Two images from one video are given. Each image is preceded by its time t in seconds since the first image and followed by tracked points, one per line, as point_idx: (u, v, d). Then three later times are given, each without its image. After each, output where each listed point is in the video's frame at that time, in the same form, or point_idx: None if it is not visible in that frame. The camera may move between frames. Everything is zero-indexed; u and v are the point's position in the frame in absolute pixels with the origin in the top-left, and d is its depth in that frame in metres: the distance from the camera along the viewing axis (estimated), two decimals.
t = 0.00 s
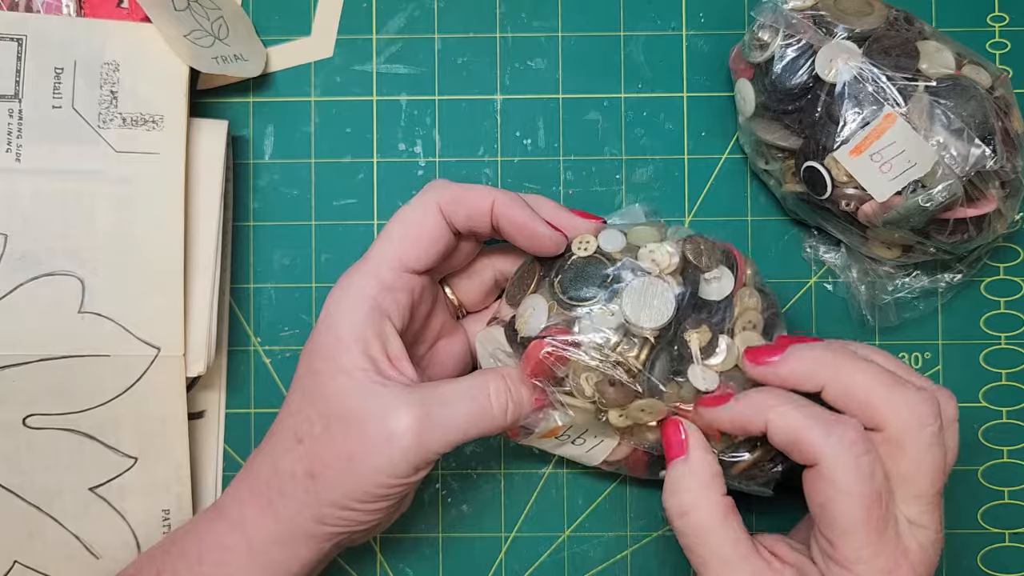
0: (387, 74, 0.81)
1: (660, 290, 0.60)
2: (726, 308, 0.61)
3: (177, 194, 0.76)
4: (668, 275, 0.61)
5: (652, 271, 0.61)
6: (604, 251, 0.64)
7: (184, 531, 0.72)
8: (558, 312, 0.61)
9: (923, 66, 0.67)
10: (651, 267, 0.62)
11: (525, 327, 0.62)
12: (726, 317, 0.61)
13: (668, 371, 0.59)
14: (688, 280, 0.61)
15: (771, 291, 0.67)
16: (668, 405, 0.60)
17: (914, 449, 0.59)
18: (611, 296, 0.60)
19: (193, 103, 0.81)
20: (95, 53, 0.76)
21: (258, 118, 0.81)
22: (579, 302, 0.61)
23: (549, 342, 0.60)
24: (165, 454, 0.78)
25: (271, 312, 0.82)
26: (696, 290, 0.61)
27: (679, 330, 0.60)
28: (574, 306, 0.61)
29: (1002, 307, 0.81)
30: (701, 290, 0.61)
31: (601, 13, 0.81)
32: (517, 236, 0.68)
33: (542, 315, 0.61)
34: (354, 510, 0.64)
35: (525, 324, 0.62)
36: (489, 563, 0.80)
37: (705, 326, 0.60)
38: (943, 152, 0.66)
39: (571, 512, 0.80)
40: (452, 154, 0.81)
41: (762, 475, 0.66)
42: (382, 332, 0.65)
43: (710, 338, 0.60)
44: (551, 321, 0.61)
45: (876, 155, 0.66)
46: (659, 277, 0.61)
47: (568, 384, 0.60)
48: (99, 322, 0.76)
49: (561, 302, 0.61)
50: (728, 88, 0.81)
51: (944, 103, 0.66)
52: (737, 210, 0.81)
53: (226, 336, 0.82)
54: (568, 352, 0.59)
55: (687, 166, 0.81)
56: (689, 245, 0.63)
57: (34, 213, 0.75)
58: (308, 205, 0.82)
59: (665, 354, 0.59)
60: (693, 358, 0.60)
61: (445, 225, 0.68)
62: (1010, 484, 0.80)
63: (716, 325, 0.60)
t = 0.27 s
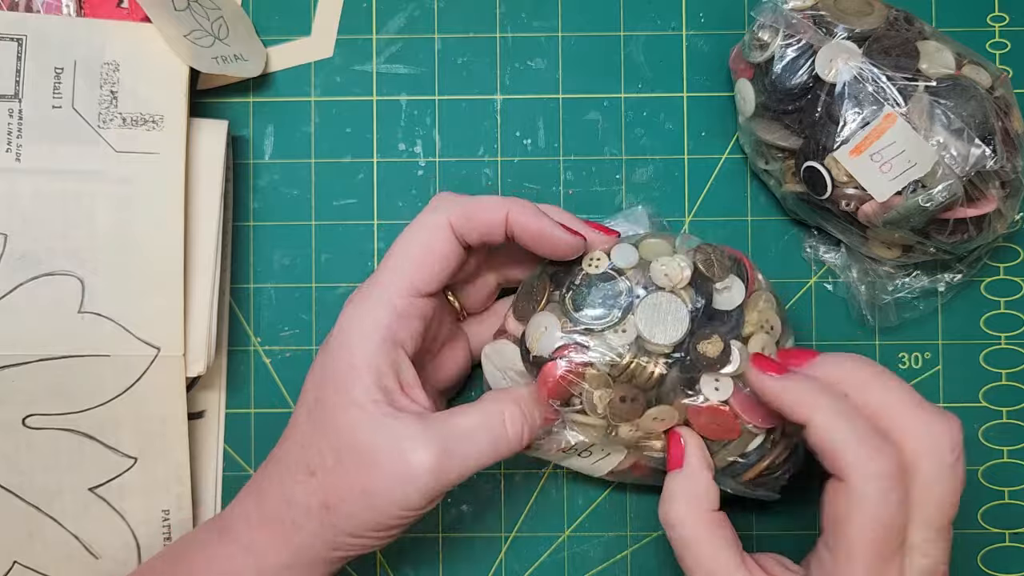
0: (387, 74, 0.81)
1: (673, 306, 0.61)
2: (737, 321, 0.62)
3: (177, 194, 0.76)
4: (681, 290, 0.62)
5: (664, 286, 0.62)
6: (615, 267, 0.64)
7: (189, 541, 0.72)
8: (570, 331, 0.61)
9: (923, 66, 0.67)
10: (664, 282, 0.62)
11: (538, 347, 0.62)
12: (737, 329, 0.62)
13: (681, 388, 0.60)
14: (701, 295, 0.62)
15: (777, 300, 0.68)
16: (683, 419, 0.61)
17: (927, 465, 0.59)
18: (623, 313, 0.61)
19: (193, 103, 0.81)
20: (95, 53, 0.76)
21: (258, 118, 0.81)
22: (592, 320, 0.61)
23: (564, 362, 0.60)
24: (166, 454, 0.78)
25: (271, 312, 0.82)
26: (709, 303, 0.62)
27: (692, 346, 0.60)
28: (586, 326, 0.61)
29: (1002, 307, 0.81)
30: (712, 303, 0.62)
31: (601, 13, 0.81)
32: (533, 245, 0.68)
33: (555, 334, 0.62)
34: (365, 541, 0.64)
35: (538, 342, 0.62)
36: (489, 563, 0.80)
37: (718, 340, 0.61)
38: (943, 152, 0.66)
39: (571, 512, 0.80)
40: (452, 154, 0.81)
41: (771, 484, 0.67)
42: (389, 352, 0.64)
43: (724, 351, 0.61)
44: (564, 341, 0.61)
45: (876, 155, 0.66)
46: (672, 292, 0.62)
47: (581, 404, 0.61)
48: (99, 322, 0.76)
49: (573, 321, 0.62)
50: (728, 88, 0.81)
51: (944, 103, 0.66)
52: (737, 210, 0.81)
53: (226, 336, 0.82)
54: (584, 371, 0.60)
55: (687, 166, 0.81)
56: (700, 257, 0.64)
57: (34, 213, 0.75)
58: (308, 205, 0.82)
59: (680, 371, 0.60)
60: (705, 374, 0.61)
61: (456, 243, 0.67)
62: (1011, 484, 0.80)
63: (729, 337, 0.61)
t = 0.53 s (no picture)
0: (387, 74, 0.81)
1: (694, 318, 0.61)
2: (749, 328, 0.63)
3: (177, 194, 0.76)
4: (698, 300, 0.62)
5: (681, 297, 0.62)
6: (627, 278, 0.63)
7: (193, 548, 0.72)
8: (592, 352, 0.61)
9: (923, 66, 0.67)
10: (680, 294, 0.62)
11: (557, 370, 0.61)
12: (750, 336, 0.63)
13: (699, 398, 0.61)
14: (716, 305, 0.62)
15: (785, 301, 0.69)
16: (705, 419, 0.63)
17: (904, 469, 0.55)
18: (642, 326, 0.61)
19: (193, 103, 0.81)
20: (95, 53, 0.76)
21: (258, 118, 0.81)
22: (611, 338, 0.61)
23: (589, 382, 0.60)
24: (166, 454, 0.78)
25: (271, 312, 0.82)
26: (723, 312, 0.62)
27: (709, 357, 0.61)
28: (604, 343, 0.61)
29: (1001, 307, 0.81)
30: (726, 312, 0.62)
31: (601, 13, 0.81)
32: (544, 259, 0.67)
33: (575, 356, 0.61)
34: (369, 557, 0.64)
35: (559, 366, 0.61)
36: (489, 562, 0.80)
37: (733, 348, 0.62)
38: (944, 152, 0.66)
39: (571, 512, 0.80)
40: (452, 154, 0.81)
41: (794, 485, 0.68)
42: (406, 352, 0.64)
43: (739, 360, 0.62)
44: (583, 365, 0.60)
45: (876, 155, 0.66)
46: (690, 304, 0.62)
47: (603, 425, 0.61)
48: (99, 322, 0.76)
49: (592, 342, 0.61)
50: (728, 88, 0.81)
51: (944, 103, 0.66)
52: (737, 210, 0.81)
53: (226, 336, 0.82)
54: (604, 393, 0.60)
55: (687, 167, 0.81)
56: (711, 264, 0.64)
57: (34, 213, 0.75)
58: (308, 205, 0.82)
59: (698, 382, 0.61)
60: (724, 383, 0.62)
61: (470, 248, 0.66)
62: (1011, 484, 0.80)
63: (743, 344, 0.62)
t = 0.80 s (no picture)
0: (387, 74, 0.81)
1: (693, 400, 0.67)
2: (743, 389, 0.68)
3: (176, 194, 0.76)
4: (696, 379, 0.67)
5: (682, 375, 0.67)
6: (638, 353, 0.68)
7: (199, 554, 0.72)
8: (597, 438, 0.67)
9: (923, 66, 0.67)
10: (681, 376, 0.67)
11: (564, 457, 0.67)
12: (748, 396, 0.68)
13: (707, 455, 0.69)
14: (711, 376, 0.68)
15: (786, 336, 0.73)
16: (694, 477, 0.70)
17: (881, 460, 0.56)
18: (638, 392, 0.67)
19: (193, 102, 0.81)
20: (95, 53, 0.76)
21: (258, 118, 0.81)
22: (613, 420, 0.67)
23: (596, 465, 0.67)
24: (166, 454, 0.78)
25: (271, 312, 0.82)
26: (719, 379, 0.68)
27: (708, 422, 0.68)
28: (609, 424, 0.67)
29: (1001, 307, 0.81)
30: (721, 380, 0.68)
31: (601, 13, 0.81)
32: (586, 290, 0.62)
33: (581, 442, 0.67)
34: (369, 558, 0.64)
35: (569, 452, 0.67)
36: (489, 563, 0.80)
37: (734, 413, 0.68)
38: (944, 152, 0.66)
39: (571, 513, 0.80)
40: (452, 154, 0.81)
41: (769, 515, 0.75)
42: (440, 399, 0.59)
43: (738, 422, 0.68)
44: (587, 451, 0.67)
45: (876, 155, 0.66)
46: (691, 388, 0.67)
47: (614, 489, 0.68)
48: (99, 322, 0.76)
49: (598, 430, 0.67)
50: (728, 88, 0.81)
51: (944, 103, 0.66)
52: (737, 210, 0.81)
53: (226, 336, 0.82)
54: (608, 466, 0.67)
55: (687, 167, 0.81)
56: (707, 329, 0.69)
57: (34, 213, 0.75)
58: (308, 205, 0.82)
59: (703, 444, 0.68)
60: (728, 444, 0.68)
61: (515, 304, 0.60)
62: (1010, 484, 0.80)
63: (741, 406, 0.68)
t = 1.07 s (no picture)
0: (387, 74, 0.81)
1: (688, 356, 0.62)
2: (741, 341, 0.63)
3: (176, 194, 0.76)
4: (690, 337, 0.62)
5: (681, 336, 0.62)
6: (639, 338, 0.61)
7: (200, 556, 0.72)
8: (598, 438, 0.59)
9: (923, 66, 0.67)
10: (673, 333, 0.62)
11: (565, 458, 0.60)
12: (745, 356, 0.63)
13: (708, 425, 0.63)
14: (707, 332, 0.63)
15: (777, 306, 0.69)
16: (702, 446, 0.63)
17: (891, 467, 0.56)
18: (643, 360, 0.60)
19: (193, 103, 0.81)
20: (95, 53, 0.76)
21: (258, 118, 0.81)
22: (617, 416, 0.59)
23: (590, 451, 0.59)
24: (166, 454, 0.78)
25: (271, 312, 0.82)
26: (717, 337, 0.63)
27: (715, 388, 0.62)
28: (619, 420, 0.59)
29: (1001, 307, 0.81)
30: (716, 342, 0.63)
31: (601, 13, 0.81)
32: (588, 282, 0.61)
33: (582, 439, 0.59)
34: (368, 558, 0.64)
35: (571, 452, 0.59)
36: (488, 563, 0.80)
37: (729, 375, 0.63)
38: (943, 152, 0.66)
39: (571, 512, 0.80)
40: (452, 154, 0.81)
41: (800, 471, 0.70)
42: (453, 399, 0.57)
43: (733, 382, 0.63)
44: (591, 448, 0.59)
45: (876, 155, 0.66)
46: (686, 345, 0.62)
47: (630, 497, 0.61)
48: (99, 322, 0.76)
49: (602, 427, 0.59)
50: (728, 88, 0.81)
51: (944, 103, 0.66)
52: (737, 210, 0.81)
53: (226, 336, 0.82)
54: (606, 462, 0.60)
55: (687, 167, 0.81)
56: (691, 286, 0.65)
57: (34, 213, 0.75)
58: (307, 205, 0.82)
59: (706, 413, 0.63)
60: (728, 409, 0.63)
61: (540, 323, 0.55)
62: (1011, 483, 0.80)
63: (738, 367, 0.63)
